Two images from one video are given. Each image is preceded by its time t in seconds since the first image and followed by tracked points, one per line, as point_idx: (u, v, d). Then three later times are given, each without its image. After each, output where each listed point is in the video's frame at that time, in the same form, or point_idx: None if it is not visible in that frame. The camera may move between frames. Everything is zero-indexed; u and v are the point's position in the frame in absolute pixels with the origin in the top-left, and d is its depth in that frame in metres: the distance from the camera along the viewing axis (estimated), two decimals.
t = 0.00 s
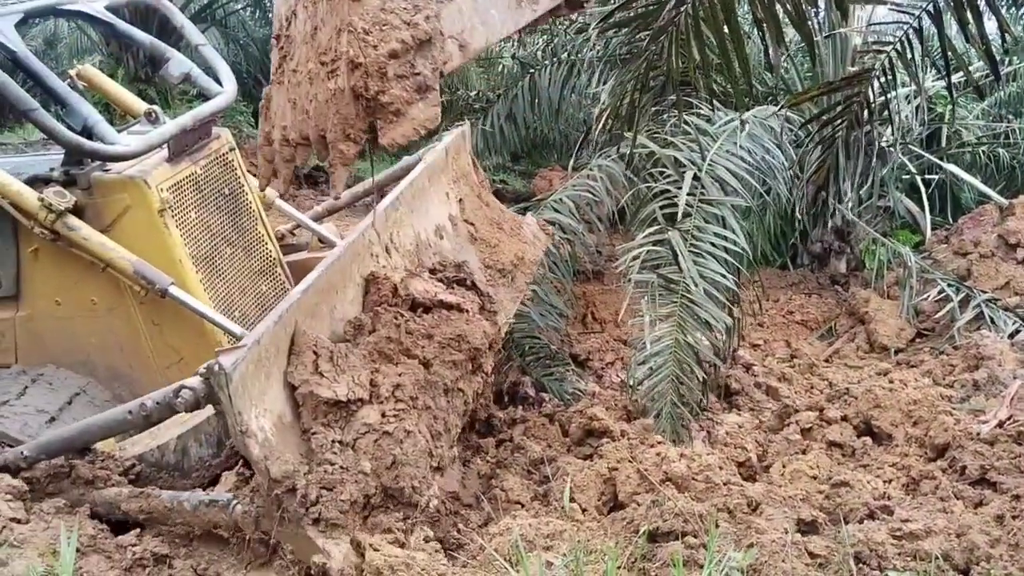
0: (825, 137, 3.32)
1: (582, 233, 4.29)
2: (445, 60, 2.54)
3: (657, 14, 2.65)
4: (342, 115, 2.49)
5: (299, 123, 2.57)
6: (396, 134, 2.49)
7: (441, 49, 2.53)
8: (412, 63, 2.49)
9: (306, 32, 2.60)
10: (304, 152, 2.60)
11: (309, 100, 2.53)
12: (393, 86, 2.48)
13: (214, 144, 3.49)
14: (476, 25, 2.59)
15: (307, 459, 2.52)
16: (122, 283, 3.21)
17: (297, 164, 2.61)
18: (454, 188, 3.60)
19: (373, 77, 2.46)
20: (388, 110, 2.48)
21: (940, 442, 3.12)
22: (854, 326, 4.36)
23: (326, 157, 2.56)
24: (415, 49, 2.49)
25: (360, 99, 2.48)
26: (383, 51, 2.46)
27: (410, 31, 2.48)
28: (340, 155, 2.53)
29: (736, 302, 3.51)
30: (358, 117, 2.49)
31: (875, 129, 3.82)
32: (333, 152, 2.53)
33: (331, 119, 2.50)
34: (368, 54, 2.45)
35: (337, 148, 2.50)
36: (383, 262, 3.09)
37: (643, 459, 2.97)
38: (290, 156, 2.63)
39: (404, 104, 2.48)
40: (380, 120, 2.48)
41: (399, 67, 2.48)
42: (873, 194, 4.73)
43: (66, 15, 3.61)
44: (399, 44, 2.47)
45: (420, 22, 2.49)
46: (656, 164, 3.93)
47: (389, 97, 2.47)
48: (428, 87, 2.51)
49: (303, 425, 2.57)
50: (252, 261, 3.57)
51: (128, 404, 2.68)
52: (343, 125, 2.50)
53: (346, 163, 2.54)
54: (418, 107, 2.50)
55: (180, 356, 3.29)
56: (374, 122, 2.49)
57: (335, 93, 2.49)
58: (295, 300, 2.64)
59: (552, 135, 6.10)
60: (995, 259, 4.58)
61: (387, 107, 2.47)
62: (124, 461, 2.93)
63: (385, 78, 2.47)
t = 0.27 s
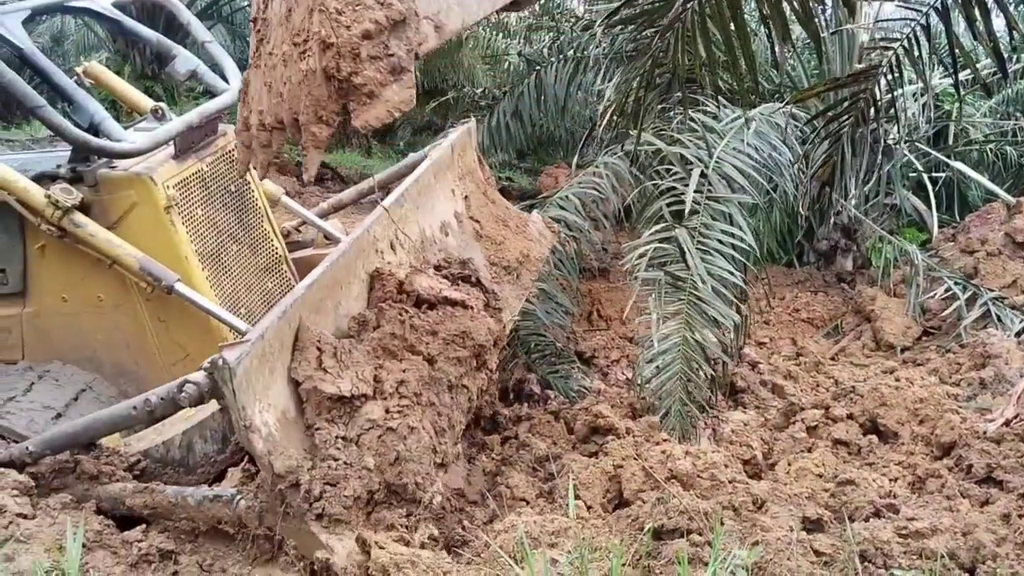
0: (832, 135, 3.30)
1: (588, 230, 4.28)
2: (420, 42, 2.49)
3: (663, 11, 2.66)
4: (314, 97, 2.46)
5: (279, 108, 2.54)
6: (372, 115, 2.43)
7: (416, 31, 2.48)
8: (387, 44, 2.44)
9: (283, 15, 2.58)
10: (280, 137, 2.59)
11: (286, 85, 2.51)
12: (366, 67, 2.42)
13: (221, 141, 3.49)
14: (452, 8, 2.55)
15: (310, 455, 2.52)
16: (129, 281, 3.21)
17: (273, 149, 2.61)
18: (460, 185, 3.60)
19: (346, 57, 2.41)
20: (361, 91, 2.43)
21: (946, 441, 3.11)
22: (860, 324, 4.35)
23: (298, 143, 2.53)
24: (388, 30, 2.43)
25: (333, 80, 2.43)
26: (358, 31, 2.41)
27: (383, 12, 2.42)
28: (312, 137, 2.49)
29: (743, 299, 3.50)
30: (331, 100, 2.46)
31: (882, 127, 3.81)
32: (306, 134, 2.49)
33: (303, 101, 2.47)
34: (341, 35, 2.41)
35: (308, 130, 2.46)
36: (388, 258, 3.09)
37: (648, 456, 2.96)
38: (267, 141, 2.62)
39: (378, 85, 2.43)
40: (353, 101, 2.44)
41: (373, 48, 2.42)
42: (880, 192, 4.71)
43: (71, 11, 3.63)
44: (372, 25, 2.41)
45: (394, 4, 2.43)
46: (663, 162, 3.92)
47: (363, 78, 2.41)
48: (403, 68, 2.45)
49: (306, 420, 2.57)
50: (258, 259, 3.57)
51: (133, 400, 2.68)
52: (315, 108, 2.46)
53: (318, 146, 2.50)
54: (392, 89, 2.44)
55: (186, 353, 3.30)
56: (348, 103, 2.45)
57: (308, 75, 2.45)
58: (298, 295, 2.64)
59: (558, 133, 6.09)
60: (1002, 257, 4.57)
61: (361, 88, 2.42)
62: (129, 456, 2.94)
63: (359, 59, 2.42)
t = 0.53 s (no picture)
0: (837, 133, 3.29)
1: (592, 228, 4.28)
2: (401, 42, 2.22)
3: (668, 9, 2.65)
4: (291, 100, 2.19)
5: (258, 113, 2.27)
6: (352, 118, 2.17)
7: (396, 30, 2.21)
8: (365, 44, 2.18)
9: (260, 13, 2.29)
10: (263, 140, 2.30)
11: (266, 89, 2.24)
12: (346, 68, 2.16)
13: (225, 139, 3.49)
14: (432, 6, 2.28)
15: (314, 453, 2.52)
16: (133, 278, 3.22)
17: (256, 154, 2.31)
18: (464, 182, 3.60)
19: (323, 59, 2.15)
20: (339, 93, 2.17)
21: (951, 440, 3.11)
22: (864, 322, 4.34)
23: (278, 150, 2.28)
24: (366, 30, 2.17)
25: (311, 83, 2.17)
26: (336, 32, 2.15)
27: (361, 11, 2.16)
28: (291, 142, 2.23)
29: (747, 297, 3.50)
30: (310, 102, 2.19)
31: (888, 125, 3.80)
32: (285, 139, 2.23)
33: (280, 104, 2.21)
34: (319, 37, 2.15)
35: (285, 135, 2.21)
36: (392, 256, 3.09)
37: (651, 454, 2.96)
38: (250, 146, 2.33)
39: (358, 87, 2.17)
40: (332, 105, 2.18)
41: (350, 49, 2.16)
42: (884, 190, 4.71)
43: (76, 8, 3.64)
44: (350, 25, 2.15)
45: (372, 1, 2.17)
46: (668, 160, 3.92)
47: (341, 80, 2.15)
48: (384, 69, 2.19)
49: (310, 418, 2.57)
50: (262, 256, 3.58)
51: (137, 397, 2.68)
52: (293, 111, 2.20)
53: (298, 152, 2.23)
54: (372, 90, 2.18)
55: (189, 351, 3.30)
56: (326, 107, 2.19)
57: (285, 78, 2.19)
58: (302, 293, 2.64)
59: (562, 131, 6.08)
60: (1007, 255, 4.56)
61: (339, 90, 2.16)
62: (132, 453, 2.95)
63: (338, 60, 2.16)
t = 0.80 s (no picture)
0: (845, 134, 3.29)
1: (599, 229, 4.27)
2: (384, 36, 2.25)
3: (677, 10, 2.63)
4: (274, 96, 2.21)
5: (243, 110, 2.29)
6: (336, 112, 2.19)
7: (378, 23, 2.23)
8: (348, 38, 2.20)
9: (243, 9, 2.32)
10: (248, 137, 2.32)
11: (249, 86, 2.26)
12: (329, 63, 2.18)
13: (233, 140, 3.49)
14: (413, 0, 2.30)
15: (322, 454, 2.52)
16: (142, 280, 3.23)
17: (242, 151, 2.33)
18: (471, 183, 3.60)
19: (306, 53, 2.17)
20: (322, 88, 2.18)
21: (959, 442, 3.10)
22: (872, 324, 4.33)
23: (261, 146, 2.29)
24: (349, 24, 2.20)
25: (294, 78, 2.19)
26: (317, 26, 2.17)
27: (343, 5, 2.18)
28: (273, 138, 2.24)
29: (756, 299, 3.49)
30: (292, 98, 2.21)
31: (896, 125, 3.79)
32: (268, 135, 2.25)
33: (263, 100, 2.23)
34: (300, 32, 2.16)
35: (269, 131, 2.22)
36: (399, 258, 3.09)
37: (658, 456, 2.96)
38: (235, 142, 2.36)
39: (341, 81, 2.19)
40: (315, 99, 2.19)
41: (333, 43, 2.19)
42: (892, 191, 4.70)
43: (84, 11, 3.67)
44: (333, 19, 2.18)
45: None
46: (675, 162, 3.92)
47: (324, 75, 2.17)
48: (367, 63, 2.22)
49: (317, 419, 2.57)
50: (269, 258, 3.58)
51: (145, 399, 2.69)
52: (276, 107, 2.22)
53: (281, 147, 2.25)
54: (356, 85, 2.21)
55: (197, 352, 3.31)
56: (309, 102, 2.20)
57: (268, 73, 2.20)
58: (309, 295, 2.65)
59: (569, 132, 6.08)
60: (1016, 257, 4.54)
61: (322, 85, 2.18)
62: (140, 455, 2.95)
63: (320, 55, 2.18)
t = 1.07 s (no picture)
0: (861, 141, 3.28)
1: (614, 237, 4.27)
2: (380, 28, 2.10)
3: (693, 18, 2.67)
4: (264, 90, 2.07)
5: (234, 106, 2.14)
6: (329, 108, 2.05)
7: (371, 15, 2.09)
8: (341, 30, 2.07)
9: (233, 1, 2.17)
10: (240, 136, 2.18)
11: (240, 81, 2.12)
12: (322, 57, 2.05)
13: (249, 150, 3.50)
14: None
15: (338, 463, 2.53)
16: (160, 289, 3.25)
17: (232, 150, 2.19)
18: (487, 192, 3.61)
19: (297, 46, 2.04)
20: (314, 82, 2.05)
21: (979, 452, 3.07)
22: (889, 332, 4.31)
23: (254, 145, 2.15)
24: (342, 15, 2.06)
25: (284, 72, 2.05)
26: (308, 18, 2.04)
27: None
28: (265, 134, 2.12)
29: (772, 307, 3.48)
30: (284, 92, 2.07)
31: (913, 133, 3.78)
32: (259, 131, 2.12)
33: (253, 95, 2.09)
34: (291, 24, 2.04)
35: (260, 127, 2.09)
36: (415, 267, 3.10)
37: (675, 465, 2.95)
38: (228, 141, 2.21)
39: (333, 75, 2.06)
40: (307, 94, 2.07)
41: (325, 36, 2.06)
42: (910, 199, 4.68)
43: (105, 22, 3.67)
44: (324, 11, 2.05)
45: None
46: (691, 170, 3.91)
47: (316, 69, 2.04)
48: (360, 56, 2.08)
49: (333, 427, 2.58)
50: (286, 266, 3.60)
51: (163, 407, 2.71)
52: (266, 102, 2.08)
53: (272, 144, 2.12)
54: (349, 79, 2.08)
55: (214, 362, 3.33)
56: (301, 97, 2.07)
57: (257, 67, 2.07)
58: (326, 303, 2.66)
59: (584, 140, 6.08)
60: None
61: (314, 79, 2.05)
62: (158, 463, 2.97)
63: (312, 48, 2.05)
